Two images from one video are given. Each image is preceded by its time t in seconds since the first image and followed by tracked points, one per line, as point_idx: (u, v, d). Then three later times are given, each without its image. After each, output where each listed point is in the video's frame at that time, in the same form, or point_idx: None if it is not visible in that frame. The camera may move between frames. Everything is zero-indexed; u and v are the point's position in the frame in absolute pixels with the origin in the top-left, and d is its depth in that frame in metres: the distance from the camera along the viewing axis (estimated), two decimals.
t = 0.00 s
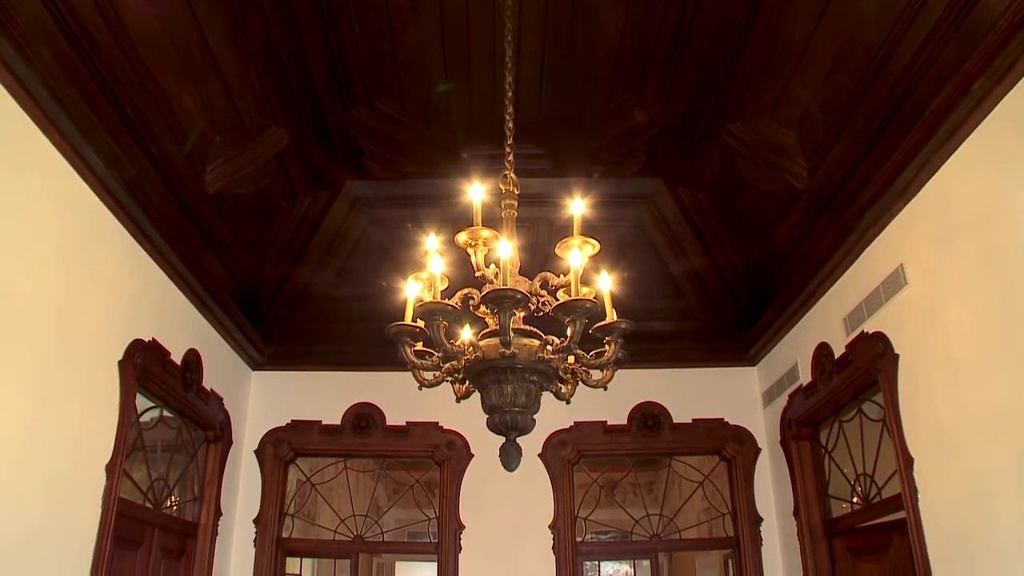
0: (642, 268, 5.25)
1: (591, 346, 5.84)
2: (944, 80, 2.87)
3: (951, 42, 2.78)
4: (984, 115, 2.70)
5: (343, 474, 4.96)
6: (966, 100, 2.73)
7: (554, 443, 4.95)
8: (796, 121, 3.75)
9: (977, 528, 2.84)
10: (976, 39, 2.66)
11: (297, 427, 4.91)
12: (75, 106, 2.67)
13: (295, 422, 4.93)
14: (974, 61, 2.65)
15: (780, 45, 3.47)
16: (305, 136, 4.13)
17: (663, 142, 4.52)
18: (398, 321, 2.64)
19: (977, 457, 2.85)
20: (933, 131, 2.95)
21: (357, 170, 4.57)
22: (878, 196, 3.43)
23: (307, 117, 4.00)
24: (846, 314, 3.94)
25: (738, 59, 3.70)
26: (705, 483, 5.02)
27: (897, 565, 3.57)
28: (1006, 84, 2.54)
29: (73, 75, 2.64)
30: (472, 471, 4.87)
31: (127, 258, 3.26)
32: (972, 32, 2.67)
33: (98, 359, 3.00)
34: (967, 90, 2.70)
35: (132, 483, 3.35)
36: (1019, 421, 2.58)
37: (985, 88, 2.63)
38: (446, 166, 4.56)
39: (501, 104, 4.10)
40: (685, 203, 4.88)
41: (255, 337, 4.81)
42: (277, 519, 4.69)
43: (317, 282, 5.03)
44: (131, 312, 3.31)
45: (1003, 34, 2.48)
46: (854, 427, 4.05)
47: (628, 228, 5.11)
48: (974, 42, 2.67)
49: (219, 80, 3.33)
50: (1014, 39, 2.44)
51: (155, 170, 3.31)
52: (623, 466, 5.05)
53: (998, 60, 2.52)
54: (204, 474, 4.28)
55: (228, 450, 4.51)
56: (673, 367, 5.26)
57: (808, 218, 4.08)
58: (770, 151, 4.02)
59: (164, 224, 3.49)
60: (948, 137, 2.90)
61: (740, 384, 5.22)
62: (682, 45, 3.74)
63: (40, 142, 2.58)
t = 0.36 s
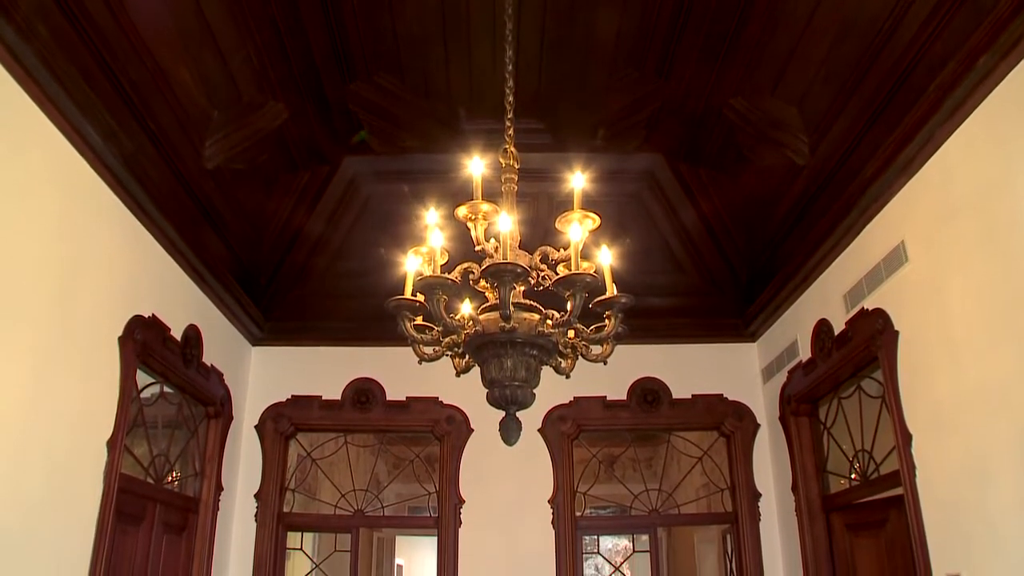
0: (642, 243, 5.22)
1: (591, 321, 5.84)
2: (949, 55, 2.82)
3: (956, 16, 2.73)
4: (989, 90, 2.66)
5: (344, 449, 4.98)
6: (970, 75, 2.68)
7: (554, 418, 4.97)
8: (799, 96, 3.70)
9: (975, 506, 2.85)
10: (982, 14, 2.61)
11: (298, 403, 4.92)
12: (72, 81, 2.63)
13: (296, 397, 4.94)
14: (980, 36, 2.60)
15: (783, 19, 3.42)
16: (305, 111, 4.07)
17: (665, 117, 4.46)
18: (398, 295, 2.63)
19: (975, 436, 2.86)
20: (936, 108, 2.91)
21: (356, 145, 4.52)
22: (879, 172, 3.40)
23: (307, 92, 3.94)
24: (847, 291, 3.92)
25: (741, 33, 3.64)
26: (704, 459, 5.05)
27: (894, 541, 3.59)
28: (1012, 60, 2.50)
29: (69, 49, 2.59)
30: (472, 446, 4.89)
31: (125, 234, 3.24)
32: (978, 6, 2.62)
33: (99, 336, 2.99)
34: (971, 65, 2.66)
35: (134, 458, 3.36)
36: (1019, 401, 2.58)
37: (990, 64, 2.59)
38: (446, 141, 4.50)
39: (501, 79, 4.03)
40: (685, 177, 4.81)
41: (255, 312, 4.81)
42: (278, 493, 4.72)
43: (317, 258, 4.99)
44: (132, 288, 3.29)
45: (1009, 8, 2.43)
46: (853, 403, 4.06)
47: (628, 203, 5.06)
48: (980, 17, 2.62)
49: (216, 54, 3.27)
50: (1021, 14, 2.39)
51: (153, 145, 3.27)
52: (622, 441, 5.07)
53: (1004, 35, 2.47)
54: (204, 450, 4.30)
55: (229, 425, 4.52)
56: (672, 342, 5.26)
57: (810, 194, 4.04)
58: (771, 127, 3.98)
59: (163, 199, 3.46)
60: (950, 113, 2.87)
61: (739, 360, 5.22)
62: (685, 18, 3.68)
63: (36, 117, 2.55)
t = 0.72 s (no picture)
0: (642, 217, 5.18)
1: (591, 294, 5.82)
2: (953, 30, 2.77)
3: None
4: (997, 64, 2.62)
5: (344, 423, 5.00)
6: (975, 50, 2.63)
7: (553, 391, 4.98)
8: (801, 70, 3.64)
9: (972, 482, 2.87)
10: None
11: (298, 376, 4.93)
12: (69, 56, 2.58)
13: (296, 371, 4.95)
14: (986, 10, 2.55)
15: None
16: (304, 84, 4.00)
17: (666, 91, 4.39)
18: (398, 268, 2.62)
19: (973, 413, 2.86)
20: (938, 83, 2.87)
21: (354, 119, 4.46)
22: (882, 147, 3.36)
23: (306, 66, 3.87)
24: (847, 267, 3.91)
25: (743, 6, 3.57)
26: (703, 433, 5.07)
27: (892, 515, 3.62)
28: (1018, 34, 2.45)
29: (66, 23, 2.53)
30: (473, 419, 4.91)
31: (124, 208, 3.21)
32: None
33: (98, 310, 2.98)
34: (977, 39, 2.61)
35: (135, 433, 3.37)
36: (1017, 379, 2.58)
37: (995, 38, 2.54)
38: (445, 114, 4.43)
39: (502, 51, 3.96)
40: (685, 149, 4.74)
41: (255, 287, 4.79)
42: (279, 466, 4.75)
43: (316, 233, 4.95)
44: (131, 262, 3.27)
45: None
46: (852, 378, 4.06)
47: (627, 176, 4.99)
48: None
49: (213, 27, 3.21)
50: None
51: (152, 119, 3.23)
52: (622, 415, 5.09)
53: (1011, 8, 2.42)
54: (205, 423, 4.31)
55: (229, 399, 4.53)
56: (672, 316, 5.25)
57: (812, 168, 4.00)
58: (773, 101, 3.92)
59: (162, 174, 3.42)
60: (955, 88, 2.82)
61: (738, 335, 5.22)
62: None
63: (33, 92, 2.51)
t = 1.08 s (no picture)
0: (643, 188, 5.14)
1: (591, 264, 5.80)
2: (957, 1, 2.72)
3: None
4: (1004, 36, 2.57)
5: (344, 393, 5.02)
6: (981, 21, 2.59)
7: (553, 361, 4.99)
8: (805, 40, 3.58)
9: (968, 454, 2.89)
10: None
11: (298, 347, 4.93)
12: (64, 25, 2.52)
13: (296, 341, 4.95)
14: None
15: None
16: (302, 54, 3.93)
17: (667, 61, 4.32)
18: (397, 238, 2.60)
19: (972, 388, 2.87)
20: (941, 56, 2.83)
21: (354, 90, 4.38)
22: (884, 119, 3.32)
23: (304, 35, 3.80)
24: (848, 239, 3.89)
25: None
26: (702, 404, 5.09)
27: (888, 487, 3.65)
28: None
29: None
30: (473, 389, 4.93)
31: (122, 179, 3.17)
32: None
33: (97, 283, 2.96)
34: (982, 11, 2.56)
35: (136, 405, 3.38)
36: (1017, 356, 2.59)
37: (1003, 9, 2.49)
38: (444, 83, 4.35)
39: (502, 19, 3.88)
40: (686, 121, 4.68)
41: (255, 259, 4.77)
42: (279, 436, 4.77)
43: (315, 203, 4.91)
44: (129, 234, 3.24)
45: None
46: (852, 351, 4.06)
47: (627, 147, 4.94)
48: None
49: None
50: None
51: (148, 88, 3.18)
52: (621, 386, 5.11)
53: None
54: (206, 394, 4.33)
55: (229, 370, 4.54)
56: (673, 287, 5.24)
57: (814, 140, 3.96)
58: (776, 71, 3.86)
59: (160, 144, 3.38)
60: (960, 59, 2.78)
61: (738, 307, 5.21)
62: None
63: (26, 61, 2.45)
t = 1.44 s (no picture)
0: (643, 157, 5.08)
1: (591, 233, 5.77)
2: None
3: None
4: (1011, 6, 2.53)
5: (344, 361, 5.03)
6: None
7: (552, 331, 4.99)
8: (809, 8, 3.51)
9: (964, 426, 2.91)
10: None
11: (297, 316, 4.93)
12: None
13: (295, 310, 4.94)
14: None
15: None
16: (299, 20, 3.86)
17: (669, 28, 4.24)
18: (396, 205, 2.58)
19: (970, 362, 2.88)
20: (947, 26, 2.79)
21: (352, 57, 4.28)
22: (887, 89, 3.28)
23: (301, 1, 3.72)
24: (849, 209, 3.86)
25: None
26: (701, 374, 5.11)
27: (885, 458, 3.68)
28: None
29: None
30: (473, 357, 4.93)
31: (119, 149, 3.14)
32: None
33: (95, 254, 2.94)
34: None
35: (136, 374, 3.39)
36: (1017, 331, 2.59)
37: None
38: (444, 50, 4.25)
39: None
40: (688, 90, 4.61)
41: (253, 229, 4.75)
42: (279, 405, 4.79)
43: (313, 172, 4.86)
44: (126, 203, 3.21)
45: None
46: (851, 322, 4.07)
47: (628, 115, 4.85)
48: None
49: None
50: None
51: (144, 57, 3.12)
52: (620, 355, 5.12)
53: None
54: (206, 363, 4.34)
55: (229, 339, 4.54)
56: (673, 257, 5.21)
57: (815, 109, 3.91)
58: (778, 40, 3.79)
59: (157, 113, 3.33)
60: (966, 28, 2.73)
61: (737, 277, 5.20)
62: None
63: (18, 29, 2.40)
